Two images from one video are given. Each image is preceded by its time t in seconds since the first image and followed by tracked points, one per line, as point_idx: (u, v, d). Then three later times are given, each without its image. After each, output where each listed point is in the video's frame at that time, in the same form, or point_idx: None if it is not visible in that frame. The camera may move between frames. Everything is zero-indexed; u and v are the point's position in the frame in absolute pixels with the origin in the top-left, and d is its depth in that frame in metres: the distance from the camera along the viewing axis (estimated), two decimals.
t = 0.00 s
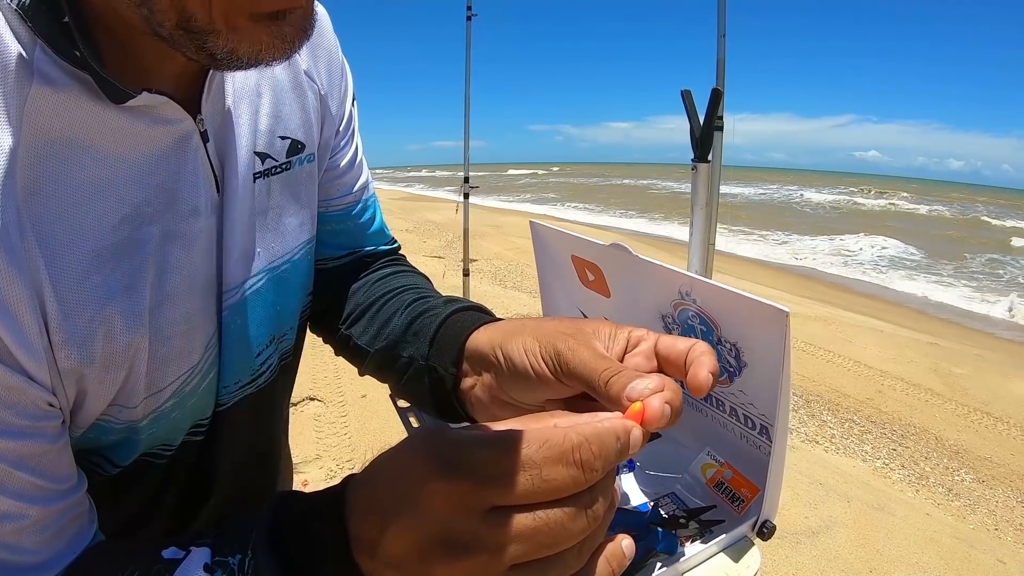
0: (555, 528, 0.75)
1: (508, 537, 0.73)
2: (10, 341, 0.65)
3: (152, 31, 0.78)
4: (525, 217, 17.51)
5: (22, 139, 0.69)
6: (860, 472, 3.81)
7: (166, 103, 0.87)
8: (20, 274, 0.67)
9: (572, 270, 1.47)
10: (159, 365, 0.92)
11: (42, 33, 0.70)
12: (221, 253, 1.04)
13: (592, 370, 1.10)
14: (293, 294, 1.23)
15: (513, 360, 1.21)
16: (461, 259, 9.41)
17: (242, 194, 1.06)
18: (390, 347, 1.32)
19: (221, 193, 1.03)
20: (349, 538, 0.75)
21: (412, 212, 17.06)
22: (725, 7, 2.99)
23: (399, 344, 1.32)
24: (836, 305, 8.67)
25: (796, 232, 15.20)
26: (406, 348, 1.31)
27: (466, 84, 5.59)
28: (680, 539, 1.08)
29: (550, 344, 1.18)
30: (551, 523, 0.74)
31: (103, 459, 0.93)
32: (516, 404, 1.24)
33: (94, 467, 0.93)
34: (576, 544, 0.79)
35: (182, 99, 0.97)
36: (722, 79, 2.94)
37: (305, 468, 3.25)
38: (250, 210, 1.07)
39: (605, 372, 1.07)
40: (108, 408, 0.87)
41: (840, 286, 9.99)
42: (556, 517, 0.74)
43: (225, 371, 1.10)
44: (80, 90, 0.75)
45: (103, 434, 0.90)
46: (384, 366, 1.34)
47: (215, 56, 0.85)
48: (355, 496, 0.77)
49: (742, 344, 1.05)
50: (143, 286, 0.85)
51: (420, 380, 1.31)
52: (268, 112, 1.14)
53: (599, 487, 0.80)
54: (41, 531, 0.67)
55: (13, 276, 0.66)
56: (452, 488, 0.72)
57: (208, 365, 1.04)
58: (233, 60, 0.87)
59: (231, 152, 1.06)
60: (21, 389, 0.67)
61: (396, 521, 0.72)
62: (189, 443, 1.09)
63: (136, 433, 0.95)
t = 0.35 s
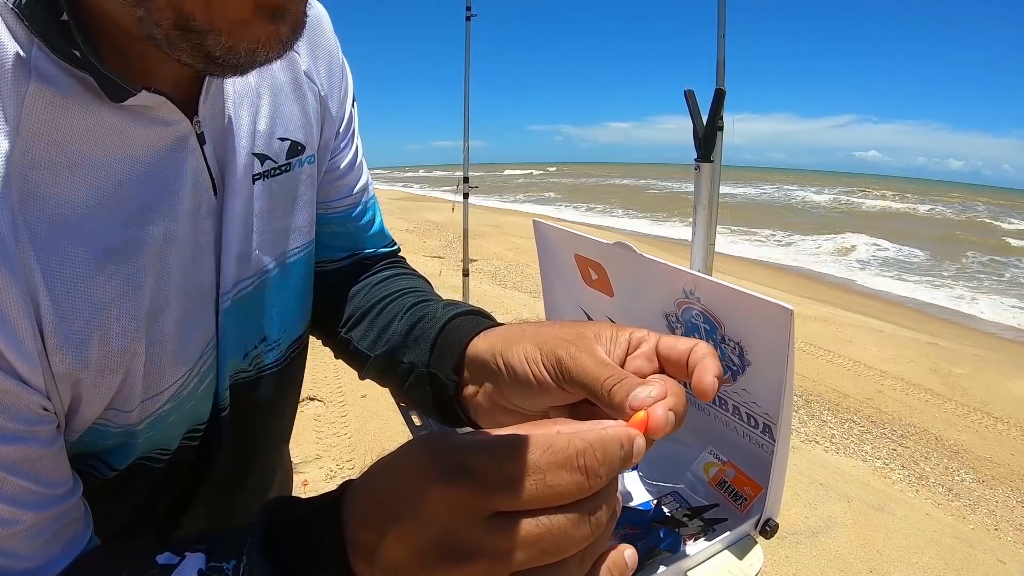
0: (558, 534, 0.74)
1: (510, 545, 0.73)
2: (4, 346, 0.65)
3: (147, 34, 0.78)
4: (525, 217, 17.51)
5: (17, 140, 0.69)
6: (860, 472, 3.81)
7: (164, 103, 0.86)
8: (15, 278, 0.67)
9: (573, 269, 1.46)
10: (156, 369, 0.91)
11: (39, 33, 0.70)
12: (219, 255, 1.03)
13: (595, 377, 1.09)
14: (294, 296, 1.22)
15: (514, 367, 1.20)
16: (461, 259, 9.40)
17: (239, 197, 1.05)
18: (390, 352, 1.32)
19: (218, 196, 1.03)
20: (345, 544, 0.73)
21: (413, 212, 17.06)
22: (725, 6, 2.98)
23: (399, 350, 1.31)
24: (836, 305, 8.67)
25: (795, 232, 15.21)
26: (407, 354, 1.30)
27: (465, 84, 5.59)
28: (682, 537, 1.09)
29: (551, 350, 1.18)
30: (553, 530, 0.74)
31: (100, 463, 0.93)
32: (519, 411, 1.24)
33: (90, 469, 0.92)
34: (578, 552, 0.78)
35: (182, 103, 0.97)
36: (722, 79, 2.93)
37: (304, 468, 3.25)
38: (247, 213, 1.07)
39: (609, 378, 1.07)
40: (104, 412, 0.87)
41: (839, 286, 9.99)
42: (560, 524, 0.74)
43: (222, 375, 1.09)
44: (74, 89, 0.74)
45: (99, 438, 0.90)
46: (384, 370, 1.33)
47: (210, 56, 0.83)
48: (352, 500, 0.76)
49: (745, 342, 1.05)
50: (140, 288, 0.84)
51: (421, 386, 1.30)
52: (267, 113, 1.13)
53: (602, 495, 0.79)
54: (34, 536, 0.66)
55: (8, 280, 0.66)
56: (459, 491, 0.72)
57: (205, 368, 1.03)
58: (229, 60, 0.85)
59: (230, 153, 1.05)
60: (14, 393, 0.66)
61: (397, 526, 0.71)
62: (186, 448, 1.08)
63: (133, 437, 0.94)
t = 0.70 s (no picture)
0: (565, 535, 0.74)
1: (515, 544, 0.73)
2: (5, 347, 0.65)
3: (147, 30, 0.78)
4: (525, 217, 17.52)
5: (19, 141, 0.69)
6: (860, 472, 3.81)
7: (164, 104, 0.87)
8: (17, 279, 0.67)
9: (571, 270, 1.47)
10: (157, 371, 0.92)
11: (40, 34, 0.71)
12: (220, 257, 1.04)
13: (598, 380, 1.10)
14: (290, 298, 1.23)
15: (516, 370, 1.21)
16: (461, 259, 9.41)
17: (239, 198, 1.06)
18: (391, 355, 1.32)
19: (218, 197, 1.03)
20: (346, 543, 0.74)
21: (413, 212, 17.07)
22: (724, 7, 2.99)
23: (400, 352, 1.32)
24: (836, 305, 8.68)
25: (795, 232, 15.21)
26: (408, 357, 1.31)
27: (465, 84, 5.60)
28: (678, 537, 1.09)
29: (553, 354, 1.18)
30: (562, 529, 0.74)
31: (101, 465, 0.94)
32: (522, 414, 1.25)
33: (91, 471, 0.93)
34: (585, 553, 0.78)
35: (183, 102, 0.97)
36: (721, 79, 2.94)
37: (305, 468, 3.25)
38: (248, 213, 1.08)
39: (613, 382, 1.07)
40: (104, 413, 0.87)
41: (840, 286, 9.99)
42: (566, 521, 0.74)
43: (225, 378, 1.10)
44: (75, 91, 0.75)
45: (99, 440, 0.90)
46: (385, 372, 1.34)
47: (212, 54, 0.84)
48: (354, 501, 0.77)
49: (740, 342, 1.05)
50: (140, 289, 0.85)
51: (423, 389, 1.30)
52: (267, 114, 1.14)
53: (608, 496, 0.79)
54: (34, 537, 0.67)
55: (11, 281, 0.66)
56: (464, 487, 0.72)
57: (206, 370, 1.03)
58: (231, 57, 0.86)
59: (230, 153, 1.06)
60: (14, 393, 0.67)
61: (401, 524, 0.72)
62: (187, 449, 1.09)
63: (133, 438, 0.95)
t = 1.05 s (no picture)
0: (567, 535, 0.74)
1: (518, 544, 0.73)
2: (6, 346, 0.65)
3: (151, 30, 0.78)
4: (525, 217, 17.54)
5: (22, 143, 0.69)
6: (860, 472, 3.81)
7: (165, 105, 0.87)
8: (19, 280, 0.67)
9: (571, 271, 1.47)
10: (158, 369, 0.92)
11: (43, 35, 0.71)
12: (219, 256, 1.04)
13: (597, 385, 1.10)
14: (290, 298, 1.24)
15: (513, 377, 1.21)
16: (461, 259, 9.42)
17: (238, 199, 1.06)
18: (391, 358, 1.32)
19: (218, 197, 1.03)
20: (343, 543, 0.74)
21: (413, 211, 17.06)
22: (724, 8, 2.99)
23: (400, 355, 1.32)
24: (836, 305, 8.68)
25: (795, 232, 15.22)
26: (407, 360, 1.31)
27: (466, 84, 5.60)
28: (679, 540, 1.09)
29: (549, 359, 1.18)
30: (563, 530, 0.74)
31: (104, 462, 0.94)
32: (523, 416, 1.25)
33: (93, 468, 0.93)
34: (585, 554, 0.78)
35: (182, 103, 0.97)
36: (721, 79, 2.94)
37: (305, 468, 3.25)
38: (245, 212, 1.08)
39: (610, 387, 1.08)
40: (106, 411, 0.88)
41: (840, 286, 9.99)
42: (568, 521, 0.74)
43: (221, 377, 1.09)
44: (77, 91, 0.75)
45: (100, 438, 0.90)
46: (385, 375, 1.34)
47: (217, 55, 0.85)
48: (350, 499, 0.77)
49: (739, 344, 1.05)
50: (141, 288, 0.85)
51: (422, 394, 1.30)
52: (267, 115, 1.14)
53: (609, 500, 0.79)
54: (34, 536, 0.67)
55: (13, 281, 0.66)
56: (466, 485, 0.73)
57: (206, 368, 1.03)
58: (237, 56, 0.86)
59: (231, 154, 1.06)
60: (16, 392, 0.67)
61: (401, 523, 0.72)
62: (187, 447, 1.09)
63: (134, 436, 0.95)
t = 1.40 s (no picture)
0: (566, 542, 0.74)
1: (516, 548, 0.73)
2: None
3: (144, 37, 0.78)
4: (524, 216, 17.54)
5: (18, 142, 0.69)
6: (860, 472, 3.81)
7: (163, 106, 0.86)
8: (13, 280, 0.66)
9: (571, 270, 1.46)
10: (156, 371, 0.91)
11: (39, 35, 0.70)
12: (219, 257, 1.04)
13: (586, 388, 1.10)
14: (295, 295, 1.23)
15: (504, 376, 1.21)
16: (461, 259, 9.41)
17: (239, 200, 1.05)
18: (398, 356, 1.31)
19: (218, 198, 1.03)
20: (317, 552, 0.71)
21: (413, 211, 17.07)
22: (725, 7, 2.98)
23: (406, 353, 1.31)
24: (836, 305, 8.67)
25: (795, 232, 15.22)
26: (414, 359, 1.30)
27: (465, 84, 5.60)
28: (683, 544, 1.09)
29: (536, 360, 1.17)
30: (563, 536, 0.74)
31: (103, 462, 0.94)
32: (517, 411, 1.26)
33: (93, 469, 0.93)
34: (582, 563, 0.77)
35: (183, 106, 0.97)
36: (722, 79, 2.94)
37: (304, 468, 3.25)
38: (246, 214, 1.07)
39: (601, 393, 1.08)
40: (104, 413, 0.87)
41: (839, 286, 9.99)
42: (565, 524, 0.75)
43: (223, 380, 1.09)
44: (75, 90, 0.74)
45: (97, 439, 0.90)
46: (393, 372, 1.33)
47: (205, 64, 0.83)
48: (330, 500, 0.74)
49: (744, 347, 1.05)
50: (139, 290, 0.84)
51: (431, 391, 1.30)
52: (266, 115, 1.13)
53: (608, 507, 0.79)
54: (23, 539, 0.66)
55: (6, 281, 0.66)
56: (462, 486, 0.72)
57: (206, 369, 1.03)
58: (223, 68, 0.85)
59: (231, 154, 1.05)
60: (10, 394, 0.66)
61: (392, 526, 0.70)
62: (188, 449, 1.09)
63: (132, 437, 0.94)
